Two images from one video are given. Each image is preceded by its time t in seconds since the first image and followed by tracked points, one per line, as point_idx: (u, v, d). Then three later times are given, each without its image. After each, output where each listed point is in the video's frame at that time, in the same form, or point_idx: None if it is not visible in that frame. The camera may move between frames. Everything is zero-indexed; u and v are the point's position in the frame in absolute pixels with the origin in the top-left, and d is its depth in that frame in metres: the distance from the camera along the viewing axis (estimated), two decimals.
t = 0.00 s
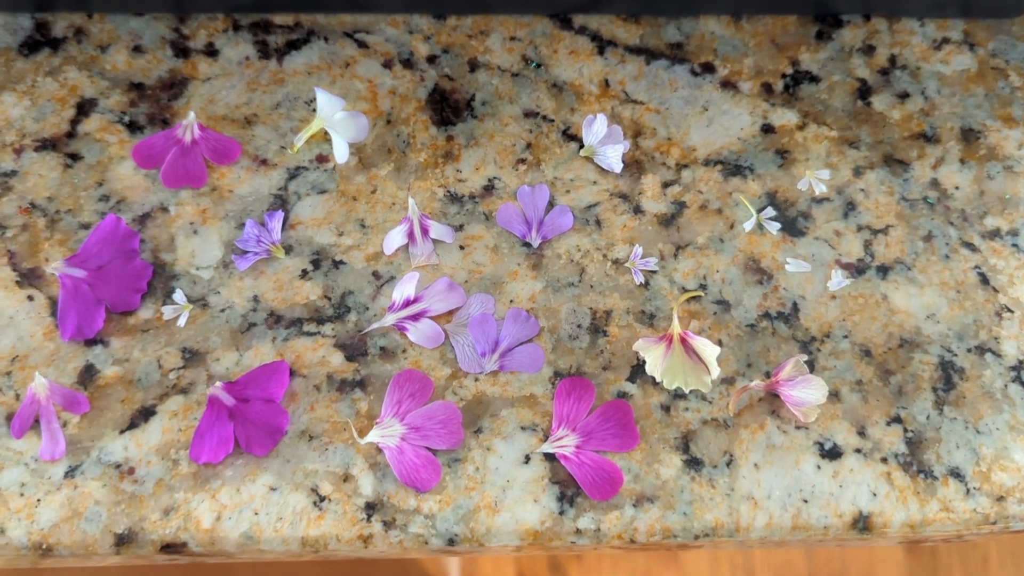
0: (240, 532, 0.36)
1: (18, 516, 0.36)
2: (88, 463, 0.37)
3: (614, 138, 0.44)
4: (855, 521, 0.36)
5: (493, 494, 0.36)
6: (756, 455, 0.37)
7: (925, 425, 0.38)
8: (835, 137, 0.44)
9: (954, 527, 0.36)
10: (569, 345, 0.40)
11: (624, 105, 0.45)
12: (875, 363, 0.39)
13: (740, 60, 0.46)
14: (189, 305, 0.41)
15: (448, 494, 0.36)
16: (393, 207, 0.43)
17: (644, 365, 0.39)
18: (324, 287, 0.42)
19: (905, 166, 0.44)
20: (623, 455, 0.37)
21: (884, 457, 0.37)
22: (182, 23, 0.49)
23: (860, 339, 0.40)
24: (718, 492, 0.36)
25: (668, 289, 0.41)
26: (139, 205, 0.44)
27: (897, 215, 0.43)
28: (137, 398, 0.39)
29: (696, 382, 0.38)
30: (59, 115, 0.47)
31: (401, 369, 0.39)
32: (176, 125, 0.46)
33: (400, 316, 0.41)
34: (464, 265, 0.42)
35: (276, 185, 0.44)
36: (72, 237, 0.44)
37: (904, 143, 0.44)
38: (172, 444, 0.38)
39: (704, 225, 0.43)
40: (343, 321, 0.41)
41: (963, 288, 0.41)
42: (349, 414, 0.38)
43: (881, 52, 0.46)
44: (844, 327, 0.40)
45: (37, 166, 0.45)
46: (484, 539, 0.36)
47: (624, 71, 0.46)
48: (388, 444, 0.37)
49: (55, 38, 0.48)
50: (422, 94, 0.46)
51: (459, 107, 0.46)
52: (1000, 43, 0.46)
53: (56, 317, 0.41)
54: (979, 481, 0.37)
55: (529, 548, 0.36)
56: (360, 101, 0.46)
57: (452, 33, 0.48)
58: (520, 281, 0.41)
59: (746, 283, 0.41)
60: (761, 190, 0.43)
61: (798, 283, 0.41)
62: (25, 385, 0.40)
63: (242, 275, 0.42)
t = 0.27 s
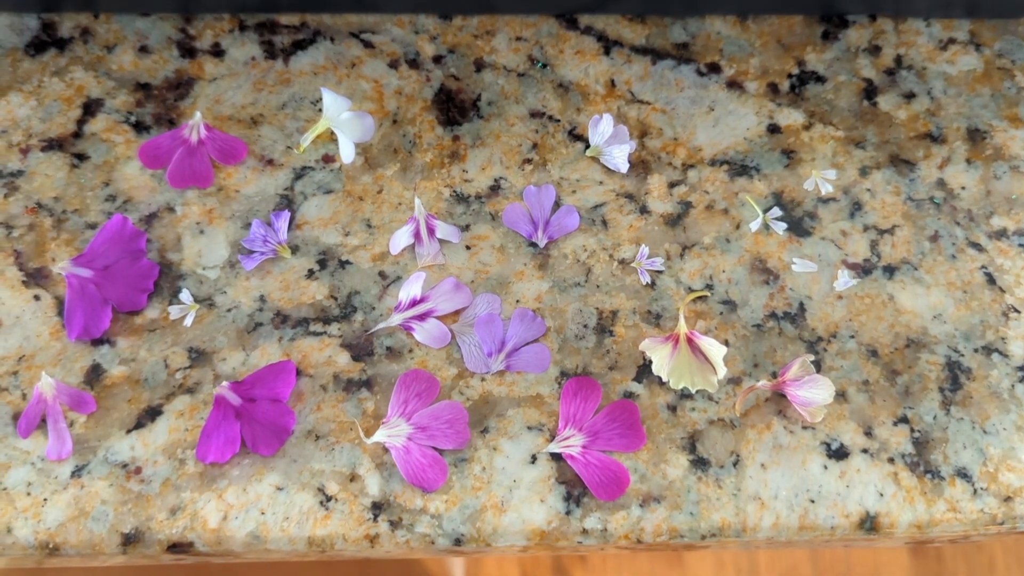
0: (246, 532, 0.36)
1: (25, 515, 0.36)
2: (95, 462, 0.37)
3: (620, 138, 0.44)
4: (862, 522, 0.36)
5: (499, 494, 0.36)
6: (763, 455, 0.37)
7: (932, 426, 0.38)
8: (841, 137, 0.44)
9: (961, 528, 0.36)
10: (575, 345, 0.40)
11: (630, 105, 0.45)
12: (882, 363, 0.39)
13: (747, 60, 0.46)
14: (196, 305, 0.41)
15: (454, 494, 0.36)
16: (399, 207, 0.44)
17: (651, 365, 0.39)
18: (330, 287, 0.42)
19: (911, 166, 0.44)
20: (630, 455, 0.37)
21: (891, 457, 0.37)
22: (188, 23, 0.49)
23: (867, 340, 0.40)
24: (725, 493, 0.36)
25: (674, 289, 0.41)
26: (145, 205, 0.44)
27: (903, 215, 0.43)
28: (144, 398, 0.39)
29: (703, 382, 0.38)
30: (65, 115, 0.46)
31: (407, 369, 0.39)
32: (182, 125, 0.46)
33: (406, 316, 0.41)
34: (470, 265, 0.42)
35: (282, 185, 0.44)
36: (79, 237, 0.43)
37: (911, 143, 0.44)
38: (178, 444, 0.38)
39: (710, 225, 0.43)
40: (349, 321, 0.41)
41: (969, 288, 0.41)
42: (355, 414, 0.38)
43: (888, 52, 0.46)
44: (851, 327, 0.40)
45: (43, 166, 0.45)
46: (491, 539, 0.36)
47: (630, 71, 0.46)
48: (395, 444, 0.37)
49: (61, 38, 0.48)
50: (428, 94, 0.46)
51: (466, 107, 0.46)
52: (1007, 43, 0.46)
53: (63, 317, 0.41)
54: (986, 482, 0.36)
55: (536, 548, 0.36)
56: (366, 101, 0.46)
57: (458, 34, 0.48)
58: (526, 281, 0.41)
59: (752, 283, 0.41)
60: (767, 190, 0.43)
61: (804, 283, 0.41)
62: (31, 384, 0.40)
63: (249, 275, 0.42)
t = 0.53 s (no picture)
0: (255, 535, 0.36)
1: (36, 518, 0.36)
2: (105, 465, 0.38)
3: (626, 144, 0.45)
4: (869, 526, 0.36)
5: (508, 498, 0.37)
6: (770, 459, 0.37)
7: (938, 430, 0.38)
8: (846, 142, 0.44)
9: (968, 532, 0.36)
10: (583, 349, 0.40)
11: (636, 111, 0.46)
12: (888, 367, 0.39)
13: (752, 66, 0.46)
14: (205, 308, 0.42)
15: (463, 497, 0.37)
16: (407, 212, 0.44)
17: (658, 370, 0.39)
18: (339, 291, 0.42)
19: (916, 171, 0.44)
20: (637, 459, 0.37)
21: (897, 462, 0.37)
22: (197, 29, 0.49)
23: (873, 344, 0.40)
24: (732, 497, 0.36)
25: (681, 293, 0.41)
26: (154, 209, 0.45)
27: (908, 220, 0.43)
28: (153, 401, 0.39)
29: (710, 387, 0.38)
30: (75, 120, 0.47)
31: (416, 373, 0.40)
32: (192, 130, 0.47)
33: (415, 319, 0.41)
34: (478, 269, 0.42)
35: (290, 190, 0.45)
36: (89, 241, 0.44)
37: (916, 148, 0.44)
38: (187, 447, 0.38)
39: (716, 230, 0.43)
40: (358, 325, 0.41)
41: (975, 293, 0.41)
42: (364, 418, 0.39)
43: (892, 58, 0.46)
44: (857, 331, 0.40)
45: (53, 170, 0.46)
46: (499, 542, 0.36)
47: (636, 77, 0.46)
48: (403, 447, 0.37)
49: (71, 44, 0.49)
50: (436, 100, 0.47)
51: (473, 112, 0.46)
52: (1011, 49, 0.47)
53: (73, 321, 0.42)
54: (993, 486, 0.37)
55: (543, 552, 0.37)
56: (374, 106, 0.47)
57: (464, 40, 0.48)
58: (534, 286, 0.42)
59: (759, 288, 0.42)
60: (773, 196, 0.44)
61: (810, 288, 0.42)
62: (42, 388, 0.40)
63: (258, 279, 0.42)
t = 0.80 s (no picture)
0: (279, 562, 0.36)
1: (62, 544, 0.37)
2: (130, 492, 0.38)
3: (638, 175, 0.46)
4: (885, 553, 0.36)
5: (527, 525, 0.37)
6: (785, 486, 0.38)
7: (951, 457, 0.39)
8: (853, 174, 0.46)
9: (983, 559, 0.36)
10: (599, 377, 0.41)
11: (647, 143, 0.47)
12: (899, 396, 0.40)
13: (759, 100, 0.47)
14: (227, 336, 0.42)
15: (483, 524, 0.37)
16: (424, 242, 0.45)
17: (673, 398, 0.40)
18: (359, 319, 0.43)
19: (922, 203, 0.45)
20: (655, 486, 0.38)
21: (911, 489, 0.38)
22: (217, 63, 0.51)
23: (884, 372, 0.41)
24: (749, 524, 0.37)
25: (695, 322, 0.42)
26: (177, 239, 0.46)
27: (916, 251, 0.44)
28: (177, 428, 0.40)
29: (726, 415, 0.39)
30: (100, 151, 0.48)
31: (435, 401, 0.40)
32: (213, 162, 0.48)
33: (434, 348, 0.42)
34: (494, 298, 0.43)
35: (310, 221, 0.46)
36: (113, 270, 0.45)
37: (921, 180, 0.46)
38: (211, 474, 0.39)
39: (727, 259, 0.44)
40: (378, 353, 0.42)
41: (983, 322, 0.42)
42: (384, 445, 0.39)
43: (896, 92, 0.48)
44: (868, 360, 0.41)
45: (78, 201, 0.47)
46: (520, 569, 0.36)
47: (647, 110, 0.48)
48: (424, 474, 0.38)
49: (95, 78, 0.50)
50: (451, 132, 0.48)
51: (488, 144, 0.47)
52: (1012, 83, 0.48)
53: (98, 348, 0.43)
54: (1007, 513, 0.37)
55: None
56: (391, 139, 0.48)
57: (478, 74, 0.49)
58: (550, 314, 0.42)
59: (770, 317, 0.42)
60: (782, 226, 0.44)
61: (821, 317, 0.42)
62: (67, 415, 0.41)
63: (280, 308, 0.43)
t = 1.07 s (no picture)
0: None
1: None
2: (171, 542, 0.40)
3: (661, 231, 0.46)
4: None
5: (560, 573, 0.39)
6: (811, 534, 0.40)
7: (972, 505, 0.40)
8: (868, 229, 0.47)
9: None
10: (627, 429, 0.42)
11: (669, 200, 0.47)
12: (920, 445, 0.42)
13: (776, 158, 0.49)
14: (264, 389, 0.43)
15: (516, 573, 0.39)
16: (454, 296, 0.45)
17: (701, 447, 0.41)
18: (392, 372, 0.44)
19: (936, 256, 0.46)
20: (683, 535, 0.39)
21: (935, 536, 0.39)
22: (252, 124, 0.51)
23: (905, 423, 0.42)
24: (777, 571, 0.39)
25: (719, 373, 0.43)
26: (214, 294, 0.46)
27: (931, 303, 0.45)
28: (216, 479, 0.41)
29: (751, 464, 0.40)
30: (139, 211, 0.49)
31: (467, 452, 0.41)
32: (249, 220, 0.48)
33: (465, 400, 0.43)
34: (523, 350, 0.44)
35: (344, 276, 0.46)
36: (152, 325, 0.46)
37: (935, 235, 0.47)
38: (250, 524, 0.40)
39: (749, 313, 0.45)
40: (410, 405, 0.43)
41: (999, 372, 0.43)
42: (419, 495, 0.41)
43: (908, 149, 0.49)
44: (889, 410, 0.42)
45: (118, 258, 0.48)
46: None
47: (667, 168, 0.48)
48: (458, 524, 0.39)
49: (134, 139, 0.51)
50: (479, 191, 0.48)
51: (514, 202, 0.48)
52: (1020, 140, 0.50)
53: (138, 400, 0.44)
54: None
55: None
56: (421, 197, 0.48)
57: (504, 134, 0.50)
58: (578, 367, 0.43)
59: (792, 368, 0.44)
60: (801, 280, 0.46)
61: (841, 368, 0.43)
62: (109, 467, 0.42)
63: (315, 361, 0.44)
